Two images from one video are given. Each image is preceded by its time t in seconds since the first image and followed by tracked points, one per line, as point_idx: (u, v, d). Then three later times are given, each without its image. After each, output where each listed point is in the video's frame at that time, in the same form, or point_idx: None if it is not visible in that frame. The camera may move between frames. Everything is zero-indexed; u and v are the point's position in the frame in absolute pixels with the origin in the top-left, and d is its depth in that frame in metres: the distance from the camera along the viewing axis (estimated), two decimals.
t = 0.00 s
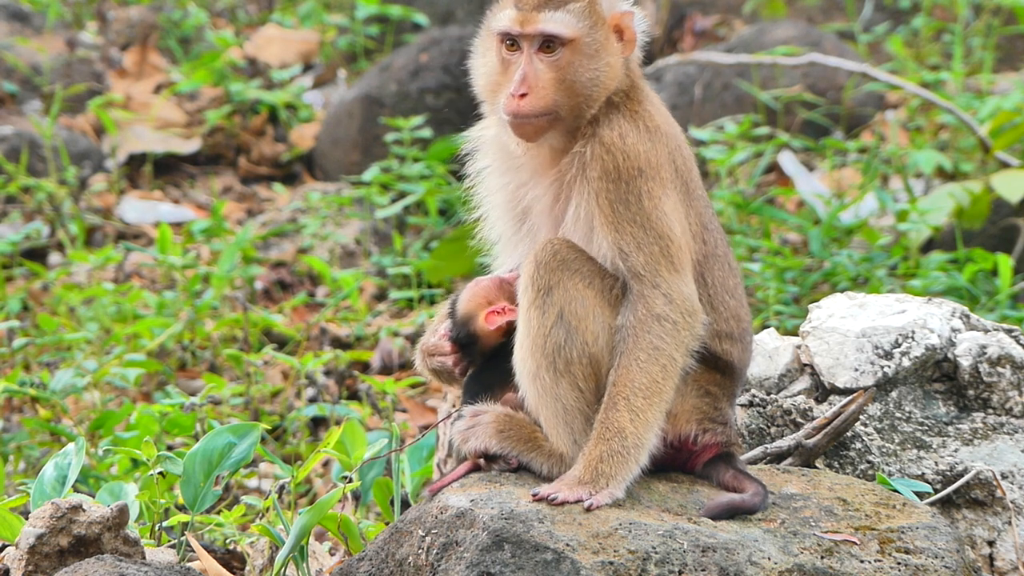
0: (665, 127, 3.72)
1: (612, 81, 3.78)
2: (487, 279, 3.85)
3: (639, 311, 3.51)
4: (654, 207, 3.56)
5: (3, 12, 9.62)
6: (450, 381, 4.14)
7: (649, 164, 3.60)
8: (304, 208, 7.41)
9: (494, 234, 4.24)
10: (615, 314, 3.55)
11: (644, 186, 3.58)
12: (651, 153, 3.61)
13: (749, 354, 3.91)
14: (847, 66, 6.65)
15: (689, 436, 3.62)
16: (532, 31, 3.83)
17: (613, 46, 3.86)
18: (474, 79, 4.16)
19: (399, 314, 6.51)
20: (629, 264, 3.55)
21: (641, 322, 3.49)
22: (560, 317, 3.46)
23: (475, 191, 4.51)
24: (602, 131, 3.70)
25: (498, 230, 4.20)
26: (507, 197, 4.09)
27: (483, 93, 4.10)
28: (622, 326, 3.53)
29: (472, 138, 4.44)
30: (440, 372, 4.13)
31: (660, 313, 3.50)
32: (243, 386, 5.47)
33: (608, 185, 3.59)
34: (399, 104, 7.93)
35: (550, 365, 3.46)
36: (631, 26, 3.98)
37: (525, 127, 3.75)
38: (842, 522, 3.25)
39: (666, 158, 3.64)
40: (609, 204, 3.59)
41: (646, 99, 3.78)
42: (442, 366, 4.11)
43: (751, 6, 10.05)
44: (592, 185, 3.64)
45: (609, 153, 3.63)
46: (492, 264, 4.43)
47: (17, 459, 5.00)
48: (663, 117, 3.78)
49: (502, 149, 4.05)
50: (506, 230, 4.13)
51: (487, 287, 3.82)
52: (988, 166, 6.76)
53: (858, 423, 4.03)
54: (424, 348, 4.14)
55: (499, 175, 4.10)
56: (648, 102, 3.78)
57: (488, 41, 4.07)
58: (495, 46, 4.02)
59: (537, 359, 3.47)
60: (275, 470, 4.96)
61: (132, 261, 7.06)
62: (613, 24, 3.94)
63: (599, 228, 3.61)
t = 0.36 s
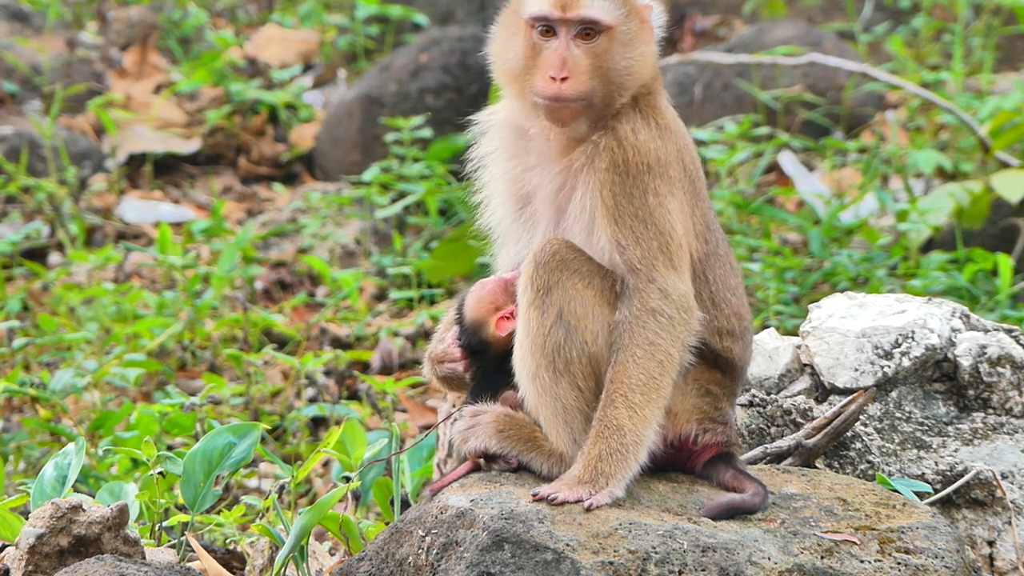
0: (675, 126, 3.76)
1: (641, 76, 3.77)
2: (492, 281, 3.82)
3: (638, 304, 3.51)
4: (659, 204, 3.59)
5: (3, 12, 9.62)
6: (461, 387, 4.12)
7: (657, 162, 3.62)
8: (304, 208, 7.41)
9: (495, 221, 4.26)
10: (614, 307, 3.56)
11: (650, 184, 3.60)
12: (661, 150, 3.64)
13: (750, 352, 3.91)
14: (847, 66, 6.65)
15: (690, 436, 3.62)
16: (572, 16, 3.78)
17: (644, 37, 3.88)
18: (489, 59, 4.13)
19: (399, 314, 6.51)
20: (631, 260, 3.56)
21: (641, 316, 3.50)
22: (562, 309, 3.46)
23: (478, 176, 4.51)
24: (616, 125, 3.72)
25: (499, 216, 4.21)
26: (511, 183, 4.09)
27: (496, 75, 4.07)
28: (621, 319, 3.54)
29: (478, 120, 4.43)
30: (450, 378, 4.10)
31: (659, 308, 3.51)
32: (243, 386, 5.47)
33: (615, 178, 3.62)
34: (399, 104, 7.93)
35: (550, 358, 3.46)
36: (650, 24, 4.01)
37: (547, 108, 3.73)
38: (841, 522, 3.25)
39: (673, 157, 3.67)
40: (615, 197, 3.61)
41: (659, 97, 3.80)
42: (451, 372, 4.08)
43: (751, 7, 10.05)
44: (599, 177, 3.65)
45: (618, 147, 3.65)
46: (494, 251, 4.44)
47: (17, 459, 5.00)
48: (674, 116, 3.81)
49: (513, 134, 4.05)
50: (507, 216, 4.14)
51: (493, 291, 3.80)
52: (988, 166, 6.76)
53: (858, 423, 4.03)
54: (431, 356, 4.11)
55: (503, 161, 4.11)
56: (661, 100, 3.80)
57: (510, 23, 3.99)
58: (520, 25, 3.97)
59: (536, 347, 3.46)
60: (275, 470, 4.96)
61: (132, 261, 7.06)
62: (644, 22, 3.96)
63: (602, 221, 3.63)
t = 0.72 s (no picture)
0: (687, 125, 3.77)
1: (667, 66, 3.83)
2: (501, 275, 3.81)
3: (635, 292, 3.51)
4: (663, 199, 3.59)
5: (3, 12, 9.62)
6: (469, 382, 4.10)
7: (664, 158, 3.62)
8: (304, 208, 7.41)
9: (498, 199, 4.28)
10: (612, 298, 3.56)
11: (656, 180, 3.60)
12: (670, 145, 3.65)
13: (751, 352, 3.90)
14: (847, 66, 6.65)
15: (691, 436, 3.63)
16: None
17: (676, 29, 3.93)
18: (518, 30, 4.15)
19: (399, 314, 6.51)
20: (633, 253, 3.56)
21: (637, 305, 3.50)
22: (562, 296, 3.46)
23: (484, 153, 4.52)
24: (631, 115, 3.72)
25: (502, 195, 4.23)
26: (516, 163, 4.12)
27: (523, 46, 4.09)
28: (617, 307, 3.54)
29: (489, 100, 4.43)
30: (459, 372, 4.08)
31: (657, 301, 3.50)
32: (243, 386, 5.47)
33: (621, 166, 3.62)
34: (398, 104, 7.93)
35: (547, 346, 3.46)
36: (683, 21, 4.05)
37: (575, 80, 3.75)
38: (841, 522, 3.25)
39: (682, 156, 3.67)
40: (620, 184, 3.60)
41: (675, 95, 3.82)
42: (460, 366, 4.06)
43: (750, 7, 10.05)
44: (605, 162, 3.66)
45: (629, 137, 3.66)
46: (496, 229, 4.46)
47: (17, 459, 5.00)
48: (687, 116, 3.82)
49: (525, 111, 4.07)
50: (509, 194, 4.17)
51: (503, 286, 3.79)
52: (988, 166, 6.76)
53: (858, 423, 4.03)
54: (440, 349, 4.09)
55: (511, 139, 4.12)
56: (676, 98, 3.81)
57: None
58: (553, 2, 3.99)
59: (535, 340, 3.46)
60: (275, 470, 4.96)
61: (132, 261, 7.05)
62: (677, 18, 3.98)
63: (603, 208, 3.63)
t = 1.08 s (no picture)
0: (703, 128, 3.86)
1: (692, 69, 3.95)
2: (497, 260, 3.66)
3: (653, 280, 3.57)
4: (682, 192, 3.67)
5: (3, 12, 9.62)
6: (450, 357, 4.01)
7: (683, 155, 3.71)
8: (304, 208, 7.41)
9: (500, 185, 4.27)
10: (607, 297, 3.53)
11: (674, 176, 3.68)
12: (688, 144, 3.73)
13: (749, 353, 3.91)
14: (847, 66, 6.65)
15: (691, 436, 3.64)
16: None
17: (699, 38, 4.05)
18: (543, 20, 4.20)
19: (399, 314, 6.51)
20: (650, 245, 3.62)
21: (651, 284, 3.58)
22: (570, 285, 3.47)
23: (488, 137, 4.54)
24: (655, 112, 3.80)
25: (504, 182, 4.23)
26: (523, 150, 4.11)
27: (547, 36, 4.14)
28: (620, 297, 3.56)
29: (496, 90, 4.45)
30: (441, 346, 3.99)
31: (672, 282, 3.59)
32: (243, 386, 5.47)
33: (643, 159, 3.68)
34: (398, 104, 7.92)
35: (551, 336, 3.46)
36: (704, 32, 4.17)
37: (614, 75, 3.82)
38: (841, 522, 3.25)
39: (697, 155, 3.75)
40: (641, 175, 3.68)
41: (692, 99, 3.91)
42: (443, 339, 3.97)
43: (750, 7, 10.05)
44: (626, 152, 3.72)
45: (653, 131, 3.73)
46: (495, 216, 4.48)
47: (17, 459, 5.01)
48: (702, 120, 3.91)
49: (537, 97, 4.10)
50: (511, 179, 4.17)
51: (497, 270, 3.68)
52: (988, 166, 6.77)
53: (858, 423, 4.03)
54: (425, 321, 4.02)
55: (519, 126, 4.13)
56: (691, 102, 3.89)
57: None
58: None
59: (530, 331, 3.47)
60: (275, 470, 4.97)
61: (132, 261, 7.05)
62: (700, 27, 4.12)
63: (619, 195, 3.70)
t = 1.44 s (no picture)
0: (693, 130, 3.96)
1: (675, 75, 3.99)
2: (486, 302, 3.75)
3: (665, 296, 3.72)
4: (681, 196, 3.77)
5: (3, 12, 9.62)
6: (440, 352, 3.99)
7: (676, 159, 3.81)
8: (304, 208, 7.41)
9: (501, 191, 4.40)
10: (612, 302, 3.51)
11: (668, 179, 3.78)
12: (679, 148, 3.84)
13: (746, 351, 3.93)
14: (847, 66, 6.64)
15: (693, 436, 3.67)
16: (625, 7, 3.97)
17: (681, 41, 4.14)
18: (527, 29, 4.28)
19: (399, 314, 6.50)
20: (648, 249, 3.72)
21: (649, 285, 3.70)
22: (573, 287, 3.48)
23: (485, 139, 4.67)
24: (643, 118, 3.90)
25: (503, 186, 4.39)
26: (519, 154, 4.26)
27: (530, 44, 4.25)
28: (626, 296, 3.57)
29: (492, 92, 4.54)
30: (431, 341, 3.96)
31: (690, 288, 3.72)
32: (243, 386, 5.48)
33: (634, 172, 3.80)
34: (398, 104, 7.92)
35: (554, 338, 3.45)
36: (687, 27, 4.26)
37: (584, 89, 3.91)
38: (841, 522, 3.25)
39: (689, 157, 3.86)
40: (632, 192, 3.79)
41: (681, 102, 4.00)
42: (434, 335, 3.95)
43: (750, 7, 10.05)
44: (621, 160, 3.83)
45: (638, 142, 3.84)
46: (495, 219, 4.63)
47: (17, 459, 5.01)
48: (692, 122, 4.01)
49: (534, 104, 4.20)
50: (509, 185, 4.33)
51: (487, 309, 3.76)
52: (989, 166, 6.77)
53: (858, 423, 4.02)
54: (415, 316, 3.98)
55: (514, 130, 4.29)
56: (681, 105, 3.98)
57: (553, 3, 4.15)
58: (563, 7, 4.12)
59: (533, 337, 3.47)
60: (275, 470, 4.97)
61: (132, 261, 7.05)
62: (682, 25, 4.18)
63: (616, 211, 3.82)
